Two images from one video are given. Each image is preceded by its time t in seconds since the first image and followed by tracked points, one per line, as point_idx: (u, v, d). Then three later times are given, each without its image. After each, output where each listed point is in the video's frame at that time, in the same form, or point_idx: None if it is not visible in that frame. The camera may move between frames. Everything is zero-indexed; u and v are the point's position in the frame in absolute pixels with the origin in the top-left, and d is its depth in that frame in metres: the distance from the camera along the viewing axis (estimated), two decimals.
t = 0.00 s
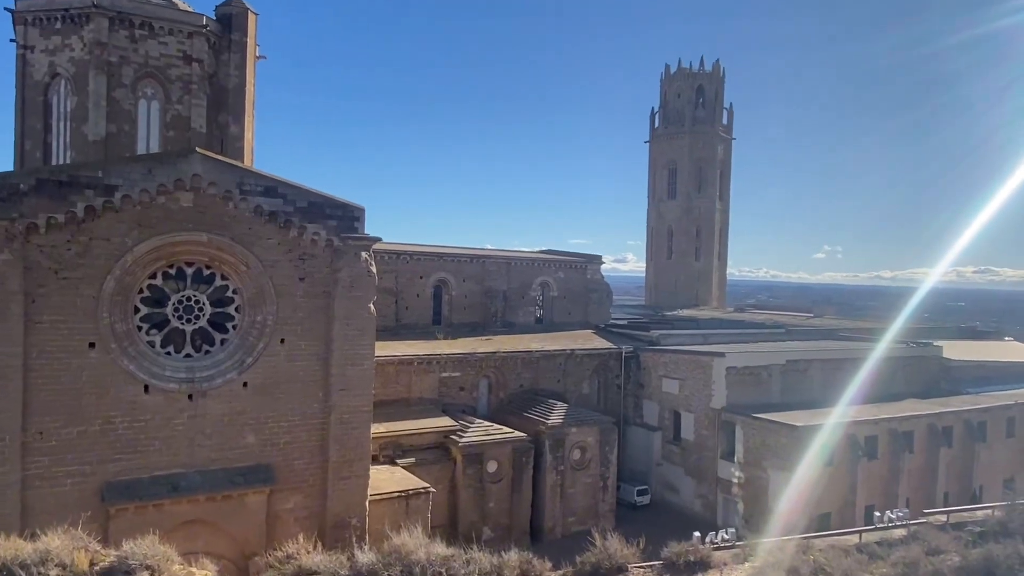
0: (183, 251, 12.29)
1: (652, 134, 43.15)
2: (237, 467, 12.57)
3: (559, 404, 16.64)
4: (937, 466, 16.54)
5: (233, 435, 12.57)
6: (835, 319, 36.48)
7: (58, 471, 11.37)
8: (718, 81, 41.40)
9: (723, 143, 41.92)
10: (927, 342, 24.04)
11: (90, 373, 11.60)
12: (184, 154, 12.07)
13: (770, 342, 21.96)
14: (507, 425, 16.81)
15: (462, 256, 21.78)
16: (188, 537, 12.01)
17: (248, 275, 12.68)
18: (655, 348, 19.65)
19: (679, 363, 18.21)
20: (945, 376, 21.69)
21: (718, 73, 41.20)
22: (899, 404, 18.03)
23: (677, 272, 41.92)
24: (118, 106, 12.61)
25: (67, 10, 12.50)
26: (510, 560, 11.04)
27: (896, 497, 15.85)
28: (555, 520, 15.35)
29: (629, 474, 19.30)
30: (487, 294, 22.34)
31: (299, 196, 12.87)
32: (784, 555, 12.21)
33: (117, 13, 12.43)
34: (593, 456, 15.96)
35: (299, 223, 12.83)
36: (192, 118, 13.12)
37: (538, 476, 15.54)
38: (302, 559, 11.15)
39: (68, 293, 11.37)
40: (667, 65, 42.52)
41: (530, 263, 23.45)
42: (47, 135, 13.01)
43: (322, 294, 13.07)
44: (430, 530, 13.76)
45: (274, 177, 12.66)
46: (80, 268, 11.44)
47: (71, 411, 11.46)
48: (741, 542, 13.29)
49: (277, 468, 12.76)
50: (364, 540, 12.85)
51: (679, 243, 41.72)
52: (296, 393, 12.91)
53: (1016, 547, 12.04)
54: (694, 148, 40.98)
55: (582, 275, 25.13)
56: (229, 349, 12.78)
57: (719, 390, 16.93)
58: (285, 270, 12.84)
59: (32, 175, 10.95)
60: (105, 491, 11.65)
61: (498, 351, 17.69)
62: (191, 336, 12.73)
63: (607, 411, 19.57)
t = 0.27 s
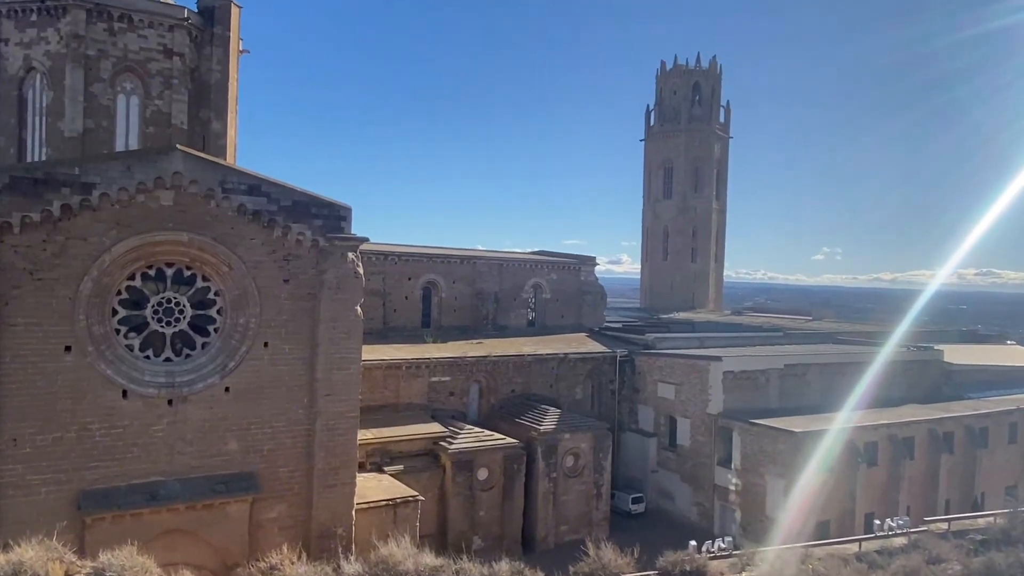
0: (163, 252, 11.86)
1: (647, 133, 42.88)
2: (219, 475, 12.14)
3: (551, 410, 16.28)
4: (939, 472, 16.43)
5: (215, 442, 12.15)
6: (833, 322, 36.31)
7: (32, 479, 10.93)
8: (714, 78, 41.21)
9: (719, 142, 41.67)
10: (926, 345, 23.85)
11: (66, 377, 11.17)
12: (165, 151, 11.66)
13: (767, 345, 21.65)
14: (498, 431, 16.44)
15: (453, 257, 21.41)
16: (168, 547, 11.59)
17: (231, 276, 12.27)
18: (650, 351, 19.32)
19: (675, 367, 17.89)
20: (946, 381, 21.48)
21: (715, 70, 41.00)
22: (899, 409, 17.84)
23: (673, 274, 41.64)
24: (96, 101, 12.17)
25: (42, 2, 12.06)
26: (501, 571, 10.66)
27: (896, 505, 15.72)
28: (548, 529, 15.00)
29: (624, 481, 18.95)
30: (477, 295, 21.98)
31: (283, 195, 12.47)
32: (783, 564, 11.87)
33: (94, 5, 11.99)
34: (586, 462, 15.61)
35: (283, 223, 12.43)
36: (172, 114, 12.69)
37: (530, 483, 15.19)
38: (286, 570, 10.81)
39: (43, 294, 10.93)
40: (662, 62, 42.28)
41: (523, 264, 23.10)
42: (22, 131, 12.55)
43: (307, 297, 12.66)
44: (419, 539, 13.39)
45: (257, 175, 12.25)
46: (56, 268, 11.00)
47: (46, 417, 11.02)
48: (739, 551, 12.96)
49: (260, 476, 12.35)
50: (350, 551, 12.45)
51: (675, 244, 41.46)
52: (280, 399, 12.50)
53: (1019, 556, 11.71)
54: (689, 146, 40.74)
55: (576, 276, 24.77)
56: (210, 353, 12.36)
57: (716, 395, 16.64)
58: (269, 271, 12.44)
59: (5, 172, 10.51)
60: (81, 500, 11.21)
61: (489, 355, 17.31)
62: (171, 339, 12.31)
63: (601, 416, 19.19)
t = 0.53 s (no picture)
0: (140, 253, 11.40)
1: (642, 132, 42.58)
2: (197, 485, 11.67)
3: (543, 416, 15.90)
4: (942, 481, 16.32)
5: (194, 451, 11.67)
6: (831, 326, 36.11)
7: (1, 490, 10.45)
8: (711, 75, 41.02)
9: (716, 140, 41.41)
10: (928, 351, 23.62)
11: (38, 384, 10.69)
12: (142, 148, 11.21)
13: (765, 350, 21.33)
14: (488, 439, 16.04)
15: (441, 259, 21.02)
16: (144, 560, 11.12)
17: (211, 278, 11.82)
18: (644, 356, 18.97)
19: (670, 373, 17.55)
20: (948, 388, 21.28)
21: (711, 66, 40.81)
22: (902, 416, 17.70)
23: (668, 277, 41.32)
24: (70, 96, 11.71)
25: None
26: None
27: (898, 515, 15.59)
28: (540, 539, 14.61)
29: (618, 492, 18.43)
30: (467, 299, 21.60)
31: (265, 194, 12.04)
32: None
33: None
34: (579, 471, 15.23)
35: (265, 223, 12.01)
36: (150, 110, 12.23)
37: (521, 493, 14.80)
38: None
39: (14, 297, 10.45)
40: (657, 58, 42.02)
41: (514, 267, 22.71)
42: None
43: (290, 300, 12.22)
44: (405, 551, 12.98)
45: (238, 173, 11.81)
46: (28, 270, 10.53)
47: (16, 425, 10.53)
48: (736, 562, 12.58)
49: (241, 486, 11.90)
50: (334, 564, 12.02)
51: (670, 246, 41.15)
52: (262, 406, 12.06)
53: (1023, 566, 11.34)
54: (686, 145, 40.48)
55: (569, 279, 24.38)
56: (189, 358, 11.90)
57: (712, 402, 16.31)
58: (251, 273, 12.00)
59: None
60: (53, 511, 10.72)
61: (479, 361, 16.91)
62: (148, 344, 11.84)
63: (595, 423, 18.77)
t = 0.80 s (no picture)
0: (120, 255, 11.06)
1: (636, 132, 42.38)
2: (179, 494, 11.31)
3: (535, 423, 15.62)
4: (940, 489, 16.15)
5: (175, 459, 11.31)
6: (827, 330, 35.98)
7: None
8: (705, 75, 40.93)
9: (711, 141, 41.27)
10: (926, 356, 23.40)
11: (14, 390, 10.35)
12: (123, 147, 10.88)
13: (761, 355, 21.12)
14: (479, 447, 15.73)
15: (430, 262, 20.73)
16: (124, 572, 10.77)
17: (194, 281, 11.49)
18: (638, 362, 18.71)
19: (665, 379, 17.30)
20: (949, 394, 21.08)
21: (706, 66, 40.73)
22: (900, 422, 17.51)
23: (663, 281, 41.10)
24: (48, 93, 11.36)
25: None
26: None
27: (896, 523, 15.43)
28: (531, 549, 14.33)
29: (612, 500, 18.16)
30: (456, 302, 21.32)
31: (249, 195, 11.73)
32: None
33: None
34: (572, 479, 14.94)
35: (249, 224, 11.69)
36: (131, 108, 11.89)
37: (512, 501, 14.53)
38: None
39: None
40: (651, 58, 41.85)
41: (505, 270, 22.44)
42: None
43: (275, 303, 11.89)
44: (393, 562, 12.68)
45: (221, 173, 11.49)
46: (3, 273, 10.18)
47: None
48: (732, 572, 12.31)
49: (223, 495, 11.55)
50: None
51: (665, 250, 40.93)
52: (245, 412, 11.72)
53: None
54: (680, 145, 40.31)
55: (562, 282, 24.09)
56: (171, 363, 11.55)
57: (708, 408, 16.07)
58: (234, 276, 11.67)
59: None
60: (29, 522, 10.35)
61: (468, 366, 16.61)
62: (128, 349, 11.49)
63: (588, 430, 18.50)
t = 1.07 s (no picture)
0: (101, 258, 10.76)
1: (630, 134, 42.23)
2: (161, 503, 11.00)
3: (527, 429, 15.37)
4: (939, 496, 15.98)
5: (157, 467, 11.00)
6: (824, 335, 35.85)
7: None
8: (700, 76, 40.86)
9: (706, 143, 41.18)
10: (923, 361, 23.26)
11: None
12: (104, 147, 10.59)
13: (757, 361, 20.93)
14: (470, 454, 15.48)
15: (421, 265, 20.48)
16: None
17: (177, 285, 11.20)
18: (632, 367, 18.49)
19: (659, 385, 17.09)
20: (947, 399, 20.92)
21: (701, 66, 40.65)
22: (897, 429, 17.34)
23: (657, 285, 40.91)
24: (27, 91, 11.06)
25: None
26: None
27: (895, 531, 15.25)
28: (523, 559, 14.07)
29: (605, 508, 17.92)
30: (447, 306, 21.07)
31: (234, 196, 11.46)
32: None
33: None
34: (565, 487, 14.70)
35: (234, 227, 11.42)
36: (112, 107, 11.61)
37: (504, 510, 14.29)
38: None
39: None
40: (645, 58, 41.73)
41: (497, 273, 22.20)
42: None
43: (261, 307, 11.62)
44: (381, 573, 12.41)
45: (206, 174, 11.22)
46: None
47: None
48: None
49: (207, 504, 11.26)
50: None
51: (660, 253, 40.76)
52: (230, 420, 11.43)
53: None
54: (674, 147, 40.19)
55: (554, 285, 23.86)
56: (153, 369, 11.25)
57: (703, 414, 15.87)
58: (219, 280, 11.39)
59: None
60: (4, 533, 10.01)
61: (459, 372, 16.35)
62: (109, 354, 11.18)
63: (581, 437, 18.27)
